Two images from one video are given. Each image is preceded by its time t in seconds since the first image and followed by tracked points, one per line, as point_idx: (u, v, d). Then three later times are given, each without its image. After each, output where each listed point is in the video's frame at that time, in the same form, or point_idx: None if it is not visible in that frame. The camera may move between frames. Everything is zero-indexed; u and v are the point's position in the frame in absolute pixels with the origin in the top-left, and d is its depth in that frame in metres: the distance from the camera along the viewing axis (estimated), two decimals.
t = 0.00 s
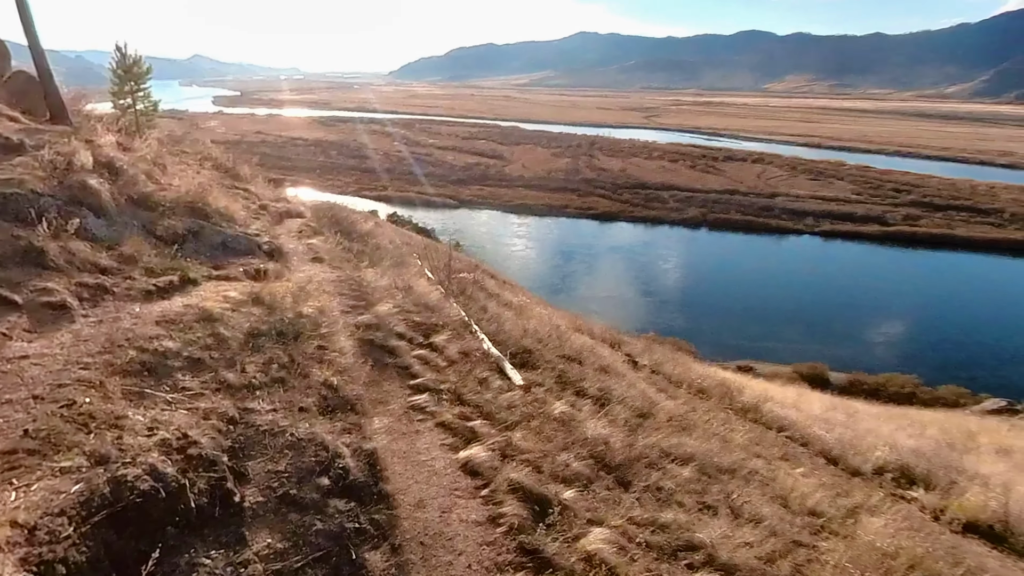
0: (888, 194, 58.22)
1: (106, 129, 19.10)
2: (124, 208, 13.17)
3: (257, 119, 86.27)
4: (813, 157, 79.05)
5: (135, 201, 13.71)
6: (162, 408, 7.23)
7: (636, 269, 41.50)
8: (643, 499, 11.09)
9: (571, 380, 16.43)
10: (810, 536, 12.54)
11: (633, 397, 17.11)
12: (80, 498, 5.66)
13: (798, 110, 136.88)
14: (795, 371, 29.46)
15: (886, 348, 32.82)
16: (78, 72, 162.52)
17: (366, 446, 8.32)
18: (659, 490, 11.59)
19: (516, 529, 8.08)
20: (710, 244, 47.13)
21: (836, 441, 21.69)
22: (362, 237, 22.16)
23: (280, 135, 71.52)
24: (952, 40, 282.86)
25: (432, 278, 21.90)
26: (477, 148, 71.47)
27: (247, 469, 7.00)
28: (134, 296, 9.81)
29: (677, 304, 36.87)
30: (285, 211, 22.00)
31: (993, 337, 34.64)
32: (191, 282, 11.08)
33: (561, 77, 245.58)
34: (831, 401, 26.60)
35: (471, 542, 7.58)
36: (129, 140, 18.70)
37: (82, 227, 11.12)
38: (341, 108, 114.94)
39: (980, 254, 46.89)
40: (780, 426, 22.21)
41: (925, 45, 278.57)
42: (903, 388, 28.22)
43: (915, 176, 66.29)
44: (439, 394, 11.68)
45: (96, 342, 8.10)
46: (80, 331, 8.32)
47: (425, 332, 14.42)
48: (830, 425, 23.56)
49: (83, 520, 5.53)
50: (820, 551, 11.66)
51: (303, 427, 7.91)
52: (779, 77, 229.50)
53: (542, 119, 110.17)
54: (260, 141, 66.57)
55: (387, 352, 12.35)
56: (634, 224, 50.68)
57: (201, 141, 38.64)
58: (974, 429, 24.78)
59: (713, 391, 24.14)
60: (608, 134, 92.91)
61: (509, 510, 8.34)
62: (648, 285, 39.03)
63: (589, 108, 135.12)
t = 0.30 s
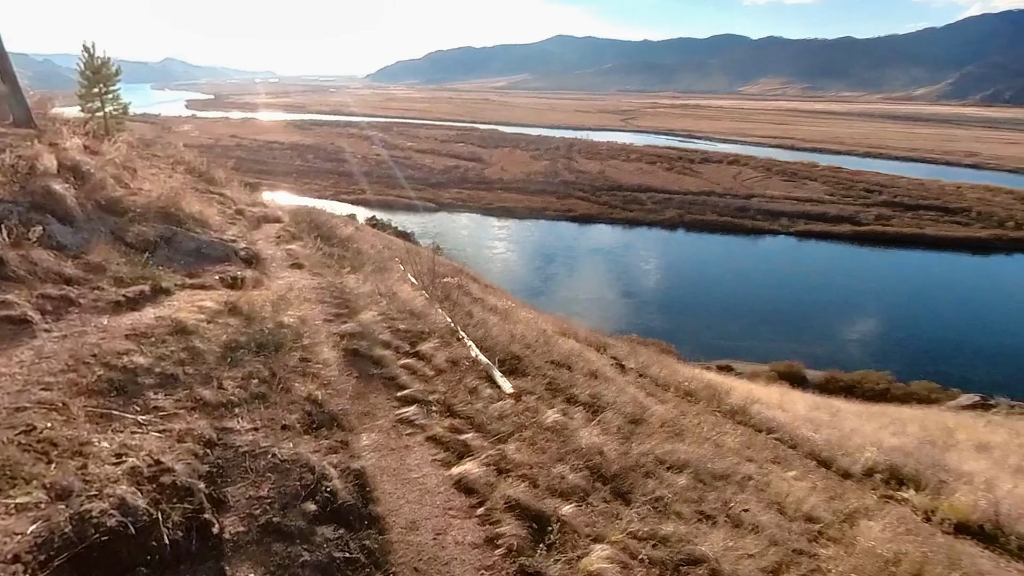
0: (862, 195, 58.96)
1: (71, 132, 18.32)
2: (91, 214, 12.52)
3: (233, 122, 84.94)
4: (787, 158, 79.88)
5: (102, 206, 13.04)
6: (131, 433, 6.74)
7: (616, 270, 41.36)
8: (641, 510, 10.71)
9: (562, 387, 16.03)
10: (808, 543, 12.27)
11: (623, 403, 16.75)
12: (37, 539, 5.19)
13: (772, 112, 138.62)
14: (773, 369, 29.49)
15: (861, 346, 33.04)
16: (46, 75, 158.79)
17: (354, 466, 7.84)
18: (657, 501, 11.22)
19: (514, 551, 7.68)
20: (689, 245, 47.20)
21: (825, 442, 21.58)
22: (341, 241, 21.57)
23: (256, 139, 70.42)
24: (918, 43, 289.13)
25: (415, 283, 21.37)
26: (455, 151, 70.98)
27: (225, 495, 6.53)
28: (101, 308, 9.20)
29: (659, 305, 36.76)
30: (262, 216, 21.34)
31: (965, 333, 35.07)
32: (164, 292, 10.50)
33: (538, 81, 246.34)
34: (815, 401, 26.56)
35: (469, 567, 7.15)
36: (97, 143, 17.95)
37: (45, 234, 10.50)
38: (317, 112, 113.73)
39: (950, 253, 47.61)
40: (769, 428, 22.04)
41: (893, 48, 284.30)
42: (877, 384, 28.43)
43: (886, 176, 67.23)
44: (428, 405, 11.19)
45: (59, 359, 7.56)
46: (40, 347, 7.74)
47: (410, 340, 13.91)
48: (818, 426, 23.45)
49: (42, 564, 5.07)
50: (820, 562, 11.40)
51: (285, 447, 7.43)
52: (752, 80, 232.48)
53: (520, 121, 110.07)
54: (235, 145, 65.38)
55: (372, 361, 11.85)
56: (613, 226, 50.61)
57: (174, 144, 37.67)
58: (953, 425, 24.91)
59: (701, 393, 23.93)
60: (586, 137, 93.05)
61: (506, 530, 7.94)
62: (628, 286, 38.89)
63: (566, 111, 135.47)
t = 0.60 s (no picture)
0: (836, 195, 59.60)
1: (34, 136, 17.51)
2: (56, 223, 11.89)
3: (207, 126, 83.41)
4: (762, 160, 80.64)
5: (68, 215, 12.40)
6: (98, 463, 6.33)
7: (597, 272, 41.17)
8: (637, 524, 10.41)
9: (550, 395, 15.65)
10: (804, 552, 12.06)
11: (612, 409, 16.43)
12: None
13: (746, 115, 140.12)
14: (750, 368, 29.53)
15: (837, 345, 33.21)
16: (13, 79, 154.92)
17: (340, 489, 7.42)
18: (653, 512, 10.91)
19: None
20: (669, 247, 47.21)
21: (812, 444, 21.48)
22: (320, 247, 20.99)
23: (231, 143, 69.14)
24: (887, 46, 294.98)
25: (397, 289, 20.86)
26: (433, 155, 70.38)
27: (201, 530, 6.14)
28: (66, 325, 8.65)
29: (640, 306, 36.62)
30: (237, 222, 20.67)
31: (937, 330, 35.45)
32: (135, 305, 9.94)
33: (515, 84, 246.55)
34: (798, 402, 26.52)
35: None
36: (62, 147, 17.20)
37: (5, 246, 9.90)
38: (292, 115, 112.25)
39: (922, 252, 48.26)
40: (756, 431, 21.89)
41: (863, 51, 289.48)
42: (852, 381, 28.63)
43: (859, 177, 68.16)
44: (414, 419, 10.76)
45: (19, 382, 7.05)
46: None
47: (395, 350, 13.44)
48: (804, 427, 23.36)
49: None
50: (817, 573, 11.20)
51: (266, 474, 7.04)
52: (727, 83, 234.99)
53: (497, 124, 109.73)
54: (210, 149, 64.11)
55: (356, 374, 11.39)
56: (592, 228, 50.47)
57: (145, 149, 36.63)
58: (932, 423, 25.05)
59: (688, 396, 23.72)
60: (564, 139, 93.05)
61: (502, 555, 7.60)
62: (609, 288, 38.72)
63: (544, 113, 135.48)
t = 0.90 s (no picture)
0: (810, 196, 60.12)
1: None
2: (10, 231, 11.25)
3: (181, 130, 81.87)
4: (739, 162, 81.20)
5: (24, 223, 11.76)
6: (44, 496, 5.91)
7: (577, 274, 40.94)
8: (627, 537, 10.05)
9: (535, 403, 15.24)
10: (795, 561, 11.82)
11: (598, 416, 16.06)
12: None
13: (722, 117, 141.48)
14: (730, 368, 29.40)
15: (814, 343, 33.30)
16: None
17: (315, 513, 7.00)
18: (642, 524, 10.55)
19: None
20: (648, 249, 47.14)
21: (797, 445, 21.33)
22: (296, 252, 20.38)
23: (204, 147, 67.79)
24: (857, 50, 300.29)
25: (376, 295, 20.32)
26: (411, 158, 69.73)
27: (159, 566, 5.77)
28: (18, 341, 8.09)
29: (621, 308, 36.43)
30: (209, 227, 19.98)
31: (911, 327, 35.76)
32: (94, 317, 9.38)
33: (494, 87, 246.62)
34: (781, 402, 26.42)
35: None
36: (21, 152, 16.43)
37: None
38: (268, 119, 110.76)
39: (895, 251, 48.80)
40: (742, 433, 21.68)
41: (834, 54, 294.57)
42: (829, 378, 28.70)
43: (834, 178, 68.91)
44: (394, 433, 10.28)
45: None
46: None
47: (373, 359, 12.94)
48: (788, 427, 23.21)
49: None
50: None
51: (232, 500, 6.67)
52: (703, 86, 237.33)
53: (475, 127, 109.31)
54: (184, 153, 62.82)
55: (333, 386, 10.88)
56: (571, 230, 50.28)
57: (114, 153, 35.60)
58: (911, 421, 25.10)
59: (672, 399, 23.47)
60: (542, 142, 92.95)
61: None
62: (589, 290, 38.49)
63: (522, 116, 135.46)
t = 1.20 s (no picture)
0: (784, 197, 60.65)
1: None
2: None
3: (154, 134, 80.20)
4: (716, 164, 81.77)
5: None
6: None
7: (557, 276, 40.66)
8: (618, 555, 9.72)
9: (519, 414, 14.84)
10: (787, 573, 11.58)
11: (583, 424, 15.71)
12: None
13: (698, 120, 142.62)
14: (710, 369, 29.29)
15: (793, 343, 33.38)
16: None
17: (288, 547, 6.67)
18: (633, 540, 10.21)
19: None
20: (627, 251, 47.04)
21: (783, 449, 21.18)
22: (272, 259, 19.77)
23: (179, 150, 66.54)
24: (829, 54, 305.12)
25: (354, 303, 19.79)
26: (389, 161, 68.99)
27: None
28: None
29: (601, 310, 36.22)
30: (180, 234, 19.32)
31: (888, 326, 36.04)
32: (52, 335, 8.88)
33: (471, 90, 246.24)
34: (764, 404, 26.34)
35: None
36: None
37: None
38: (244, 122, 109.18)
39: (868, 251, 49.29)
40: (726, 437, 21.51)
41: (807, 57, 298.84)
42: (806, 377, 28.76)
43: (808, 180, 69.60)
44: (375, 452, 9.81)
45: None
46: None
47: (352, 372, 12.46)
48: (773, 430, 23.07)
49: None
50: None
51: (200, 534, 6.34)
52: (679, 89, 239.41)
53: (454, 131, 108.80)
54: (157, 158, 61.50)
55: (310, 403, 10.41)
56: (550, 233, 50.03)
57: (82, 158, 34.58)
58: (890, 420, 25.16)
59: (655, 404, 23.22)
60: (520, 145, 92.76)
61: None
62: (569, 292, 38.23)
63: (500, 119, 135.25)
